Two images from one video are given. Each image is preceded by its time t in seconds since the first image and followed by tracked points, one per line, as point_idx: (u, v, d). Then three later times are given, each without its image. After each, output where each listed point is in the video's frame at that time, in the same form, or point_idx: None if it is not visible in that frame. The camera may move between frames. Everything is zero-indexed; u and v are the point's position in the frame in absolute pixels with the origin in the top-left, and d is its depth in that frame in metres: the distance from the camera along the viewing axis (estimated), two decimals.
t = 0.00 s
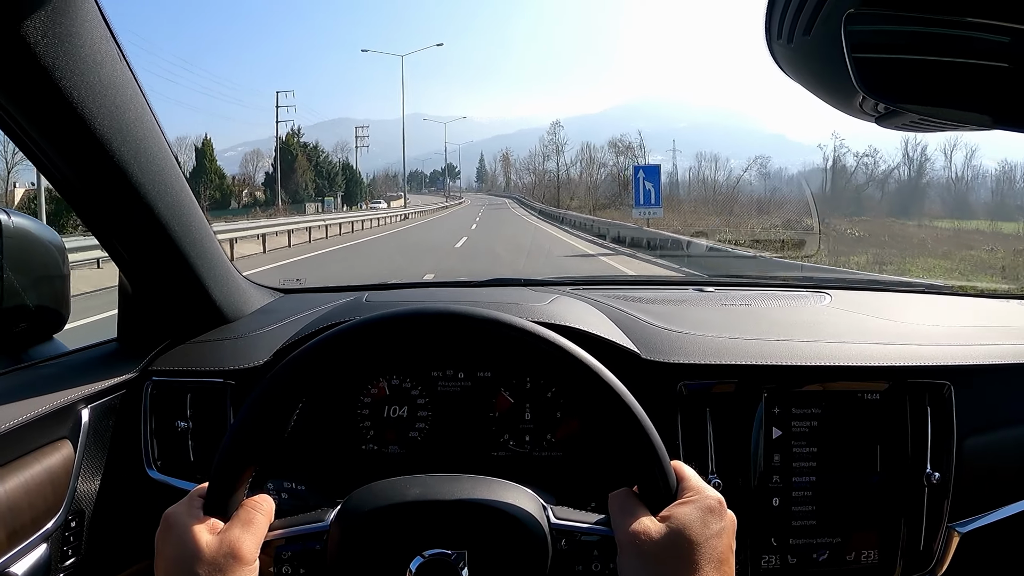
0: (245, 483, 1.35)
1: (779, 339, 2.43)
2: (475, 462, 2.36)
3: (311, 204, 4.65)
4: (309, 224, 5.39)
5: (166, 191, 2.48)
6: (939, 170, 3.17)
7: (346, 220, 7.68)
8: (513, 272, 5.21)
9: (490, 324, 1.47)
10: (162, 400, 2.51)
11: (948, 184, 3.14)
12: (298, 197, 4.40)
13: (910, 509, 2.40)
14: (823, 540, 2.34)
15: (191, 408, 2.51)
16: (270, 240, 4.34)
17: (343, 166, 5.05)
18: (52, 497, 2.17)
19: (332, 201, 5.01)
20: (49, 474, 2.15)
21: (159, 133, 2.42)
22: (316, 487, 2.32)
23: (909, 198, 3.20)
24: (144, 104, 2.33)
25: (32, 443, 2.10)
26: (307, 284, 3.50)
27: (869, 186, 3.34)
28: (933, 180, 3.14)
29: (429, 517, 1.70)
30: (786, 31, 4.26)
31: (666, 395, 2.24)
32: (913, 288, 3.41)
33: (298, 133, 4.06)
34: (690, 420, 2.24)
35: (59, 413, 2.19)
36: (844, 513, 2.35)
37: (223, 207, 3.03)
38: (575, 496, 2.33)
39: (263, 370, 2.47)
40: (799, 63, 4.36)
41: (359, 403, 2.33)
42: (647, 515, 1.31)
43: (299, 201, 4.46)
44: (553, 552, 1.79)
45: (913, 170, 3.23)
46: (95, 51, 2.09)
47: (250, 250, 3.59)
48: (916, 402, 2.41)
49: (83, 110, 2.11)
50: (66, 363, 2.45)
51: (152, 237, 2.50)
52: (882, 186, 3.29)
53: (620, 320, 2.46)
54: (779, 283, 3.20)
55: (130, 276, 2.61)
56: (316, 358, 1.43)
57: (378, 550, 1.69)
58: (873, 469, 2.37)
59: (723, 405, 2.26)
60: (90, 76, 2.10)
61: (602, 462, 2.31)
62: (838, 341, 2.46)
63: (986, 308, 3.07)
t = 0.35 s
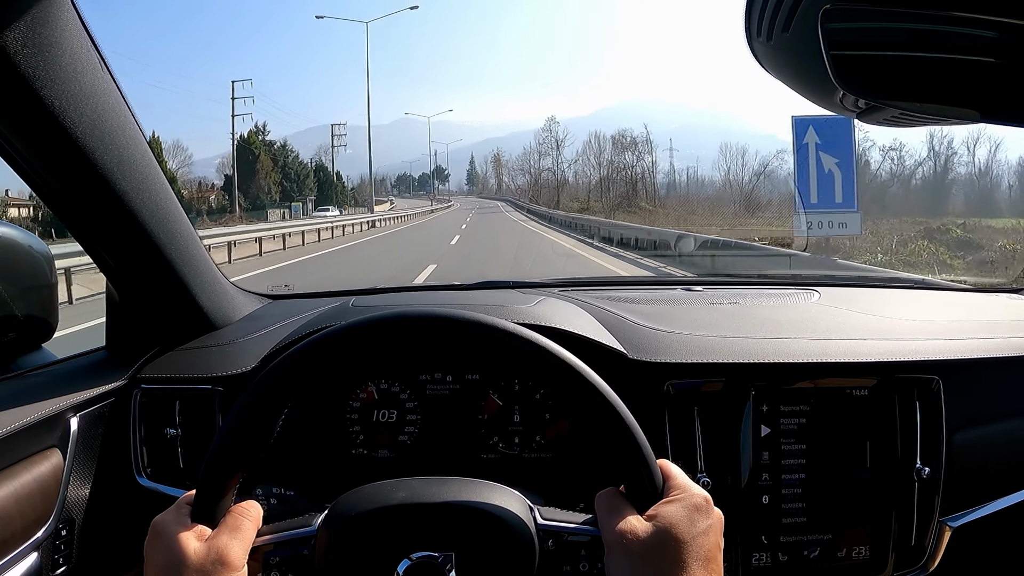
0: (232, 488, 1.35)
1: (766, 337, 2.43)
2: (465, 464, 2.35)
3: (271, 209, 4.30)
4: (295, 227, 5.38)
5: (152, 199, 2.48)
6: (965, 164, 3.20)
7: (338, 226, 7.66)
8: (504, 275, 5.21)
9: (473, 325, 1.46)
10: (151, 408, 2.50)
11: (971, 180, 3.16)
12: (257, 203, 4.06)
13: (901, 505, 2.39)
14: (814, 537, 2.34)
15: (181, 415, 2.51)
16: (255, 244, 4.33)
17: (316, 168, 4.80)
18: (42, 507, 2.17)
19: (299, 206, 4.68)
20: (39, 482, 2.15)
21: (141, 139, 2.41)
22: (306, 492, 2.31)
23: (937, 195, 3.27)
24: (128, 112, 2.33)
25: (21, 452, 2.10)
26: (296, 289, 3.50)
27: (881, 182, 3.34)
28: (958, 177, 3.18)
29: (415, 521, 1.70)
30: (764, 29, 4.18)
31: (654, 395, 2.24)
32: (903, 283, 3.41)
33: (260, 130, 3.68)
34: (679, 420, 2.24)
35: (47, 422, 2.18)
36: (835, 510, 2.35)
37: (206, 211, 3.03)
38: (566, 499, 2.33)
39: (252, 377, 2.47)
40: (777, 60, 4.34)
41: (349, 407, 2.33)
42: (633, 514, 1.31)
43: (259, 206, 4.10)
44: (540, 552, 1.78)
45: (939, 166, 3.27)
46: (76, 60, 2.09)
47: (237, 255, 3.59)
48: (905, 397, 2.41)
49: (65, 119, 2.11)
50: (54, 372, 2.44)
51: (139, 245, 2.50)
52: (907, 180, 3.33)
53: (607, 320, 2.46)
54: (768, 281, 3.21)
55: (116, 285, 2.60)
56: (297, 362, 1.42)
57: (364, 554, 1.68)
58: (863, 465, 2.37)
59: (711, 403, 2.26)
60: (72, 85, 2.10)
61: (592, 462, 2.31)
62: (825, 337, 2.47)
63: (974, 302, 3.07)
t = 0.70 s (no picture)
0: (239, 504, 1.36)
1: (769, 354, 2.44)
2: (469, 480, 2.36)
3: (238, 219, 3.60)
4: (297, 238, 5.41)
5: (160, 213, 2.50)
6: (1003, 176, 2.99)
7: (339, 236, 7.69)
8: (506, 287, 5.24)
9: (481, 345, 1.47)
10: (156, 419, 2.52)
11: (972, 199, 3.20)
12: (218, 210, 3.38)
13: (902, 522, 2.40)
14: (815, 554, 2.35)
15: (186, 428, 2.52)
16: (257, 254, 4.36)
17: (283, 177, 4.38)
18: (47, 518, 2.17)
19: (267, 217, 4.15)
20: (44, 494, 2.16)
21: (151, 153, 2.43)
22: (310, 505, 2.33)
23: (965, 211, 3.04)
24: (138, 127, 2.34)
25: (27, 464, 2.11)
26: (301, 302, 3.52)
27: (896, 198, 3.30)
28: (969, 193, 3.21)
29: (420, 538, 1.71)
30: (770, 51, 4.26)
31: (658, 412, 2.25)
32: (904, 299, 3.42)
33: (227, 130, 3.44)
34: (682, 437, 2.25)
35: (54, 434, 2.20)
36: (838, 527, 2.36)
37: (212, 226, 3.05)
38: (568, 514, 2.34)
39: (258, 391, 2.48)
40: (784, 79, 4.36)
41: (353, 421, 2.34)
42: (638, 532, 1.32)
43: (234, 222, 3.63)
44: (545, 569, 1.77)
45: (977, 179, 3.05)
46: (89, 77, 2.10)
47: (241, 268, 3.61)
48: (907, 415, 2.42)
49: (77, 135, 2.12)
50: (60, 384, 2.45)
51: (147, 258, 2.51)
52: (952, 195, 3.09)
53: (612, 337, 2.47)
54: (770, 297, 3.22)
55: (123, 297, 2.62)
56: (304, 383, 1.43)
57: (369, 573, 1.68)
58: (865, 483, 2.38)
59: (715, 420, 2.28)
60: (85, 101, 2.11)
61: (596, 478, 2.32)
62: (828, 355, 2.48)
63: (976, 319, 3.08)
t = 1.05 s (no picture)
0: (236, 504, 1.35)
1: (768, 352, 2.44)
2: (469, 478, 2.36)
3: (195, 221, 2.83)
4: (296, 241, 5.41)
5: (159, 213, 2.50)
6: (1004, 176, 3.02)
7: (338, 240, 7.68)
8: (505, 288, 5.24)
9: (479, 342, 1.47)
10: (156, 420, 2.52)
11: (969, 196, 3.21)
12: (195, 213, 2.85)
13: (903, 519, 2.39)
14: (815, 551, 2.34)
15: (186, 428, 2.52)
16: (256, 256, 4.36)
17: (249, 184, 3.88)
18: (47, 518, 2.17)
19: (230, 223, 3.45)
20: (44, 494, 2.15)
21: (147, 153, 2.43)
22: (310, 505, 2.32)
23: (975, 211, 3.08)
24: (135, 127, 2.35)
25: (26, 464, 2.10)
26: (300, 302, 3.52)
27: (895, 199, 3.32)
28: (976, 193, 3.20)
29: (420, 536, 1.71)
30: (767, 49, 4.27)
31: (657, 409, 2.26)
32: (903, 296, 3.42)
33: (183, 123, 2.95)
34: (682, 434, 2.25)
35: (53, 434, 2.19)
36: (838, 524, 2.35)
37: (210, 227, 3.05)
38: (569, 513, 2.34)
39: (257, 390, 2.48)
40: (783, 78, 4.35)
41: (352, 421, 2.34)
42: (637, 529, 1.32)
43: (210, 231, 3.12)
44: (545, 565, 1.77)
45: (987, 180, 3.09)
46: (86, 77, 2.11)
47: (240, 269, 3.62)
48: (907, 412, 2.42)
49: (75, 135, 2.13)
50: (59, 385, 2.45)
51: (146, 259, 2.51)
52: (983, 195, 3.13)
53: (611, 336, 2.47)
54: (769, 295, 3.22)
55: (122, 298, 2.62)
56: (302, 381, 1.43)
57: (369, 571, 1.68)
58: (865, 480, 2.38)
59: (714, 418, 2.28)
60: (83, 101, 2.12)
61: (596, 476, 2.32)
62: (827, 352, 2.48)
63: (976, 316, 3.08)
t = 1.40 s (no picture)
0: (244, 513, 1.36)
1: (774, 365, 2.45)
2: (474, 488, 2.37)
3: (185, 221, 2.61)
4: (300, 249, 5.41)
5: (168, 221, 2.51)
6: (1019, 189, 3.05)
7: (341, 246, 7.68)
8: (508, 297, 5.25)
9: (488, 358, 1.48)
10: (163, 427, 2.53)
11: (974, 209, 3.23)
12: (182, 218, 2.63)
13: (907, 533, 2.40)
14: (820, 565, 2.35)
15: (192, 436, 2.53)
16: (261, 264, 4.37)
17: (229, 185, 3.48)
18: (54, 524, 2.19)
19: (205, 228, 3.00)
20: (51, 500, 2.17)
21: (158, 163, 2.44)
22: (316, 513, 2.34)
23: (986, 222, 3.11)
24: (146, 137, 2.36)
25: (34, 470, 2.11)
26: (306, 310, 3.53)
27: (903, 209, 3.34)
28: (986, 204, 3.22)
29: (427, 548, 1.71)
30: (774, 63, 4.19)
31: (663, 422, 2.27)
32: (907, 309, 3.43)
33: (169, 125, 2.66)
34: (687, 446, 2.26)
35: (61, 441, 2.21)
36: (842, 537, 2.36)
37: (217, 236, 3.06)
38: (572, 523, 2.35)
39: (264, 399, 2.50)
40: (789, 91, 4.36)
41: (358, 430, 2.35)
42: (643, 543, 1.33)
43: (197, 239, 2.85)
44: None
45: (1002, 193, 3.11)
46: (100, 87, 2.13)
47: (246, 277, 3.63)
48: (912, 426, 2.42)
49: (88, 145, 2.14)
50: (66, 391, 2.46)
51: (155, 267, 2.53)
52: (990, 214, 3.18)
53: (618, 348, 2.48)
54: (773, 307, 3.23)
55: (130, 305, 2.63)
56: (312, 395, 1.44)
57: None
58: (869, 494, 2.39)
59: (720, 431, 2.28)
60: (95, 111, 2.13)
61: (601, 487, 2.33)
62: (832, 365, 2.49)
63: (980, 330, 3.09)
